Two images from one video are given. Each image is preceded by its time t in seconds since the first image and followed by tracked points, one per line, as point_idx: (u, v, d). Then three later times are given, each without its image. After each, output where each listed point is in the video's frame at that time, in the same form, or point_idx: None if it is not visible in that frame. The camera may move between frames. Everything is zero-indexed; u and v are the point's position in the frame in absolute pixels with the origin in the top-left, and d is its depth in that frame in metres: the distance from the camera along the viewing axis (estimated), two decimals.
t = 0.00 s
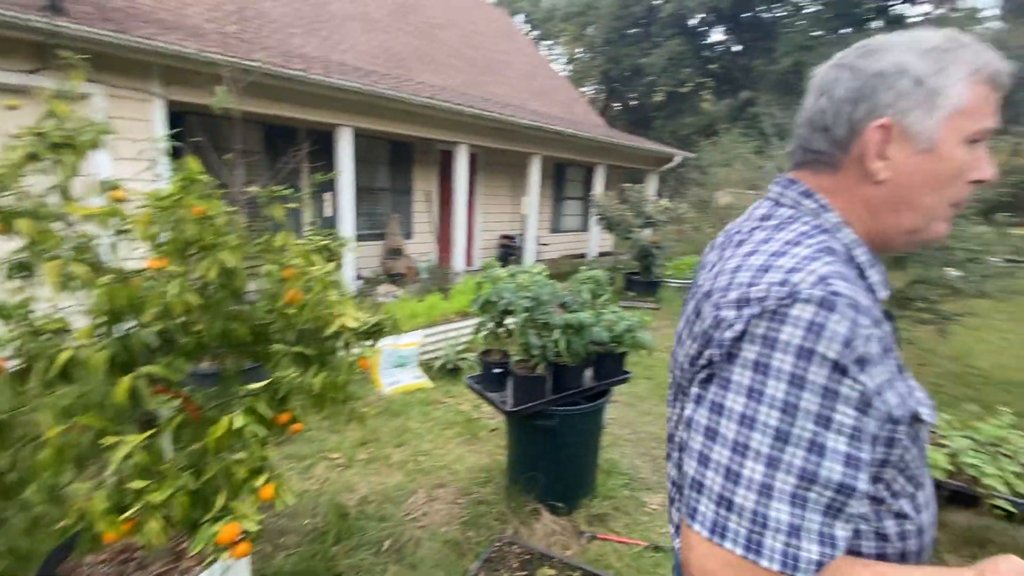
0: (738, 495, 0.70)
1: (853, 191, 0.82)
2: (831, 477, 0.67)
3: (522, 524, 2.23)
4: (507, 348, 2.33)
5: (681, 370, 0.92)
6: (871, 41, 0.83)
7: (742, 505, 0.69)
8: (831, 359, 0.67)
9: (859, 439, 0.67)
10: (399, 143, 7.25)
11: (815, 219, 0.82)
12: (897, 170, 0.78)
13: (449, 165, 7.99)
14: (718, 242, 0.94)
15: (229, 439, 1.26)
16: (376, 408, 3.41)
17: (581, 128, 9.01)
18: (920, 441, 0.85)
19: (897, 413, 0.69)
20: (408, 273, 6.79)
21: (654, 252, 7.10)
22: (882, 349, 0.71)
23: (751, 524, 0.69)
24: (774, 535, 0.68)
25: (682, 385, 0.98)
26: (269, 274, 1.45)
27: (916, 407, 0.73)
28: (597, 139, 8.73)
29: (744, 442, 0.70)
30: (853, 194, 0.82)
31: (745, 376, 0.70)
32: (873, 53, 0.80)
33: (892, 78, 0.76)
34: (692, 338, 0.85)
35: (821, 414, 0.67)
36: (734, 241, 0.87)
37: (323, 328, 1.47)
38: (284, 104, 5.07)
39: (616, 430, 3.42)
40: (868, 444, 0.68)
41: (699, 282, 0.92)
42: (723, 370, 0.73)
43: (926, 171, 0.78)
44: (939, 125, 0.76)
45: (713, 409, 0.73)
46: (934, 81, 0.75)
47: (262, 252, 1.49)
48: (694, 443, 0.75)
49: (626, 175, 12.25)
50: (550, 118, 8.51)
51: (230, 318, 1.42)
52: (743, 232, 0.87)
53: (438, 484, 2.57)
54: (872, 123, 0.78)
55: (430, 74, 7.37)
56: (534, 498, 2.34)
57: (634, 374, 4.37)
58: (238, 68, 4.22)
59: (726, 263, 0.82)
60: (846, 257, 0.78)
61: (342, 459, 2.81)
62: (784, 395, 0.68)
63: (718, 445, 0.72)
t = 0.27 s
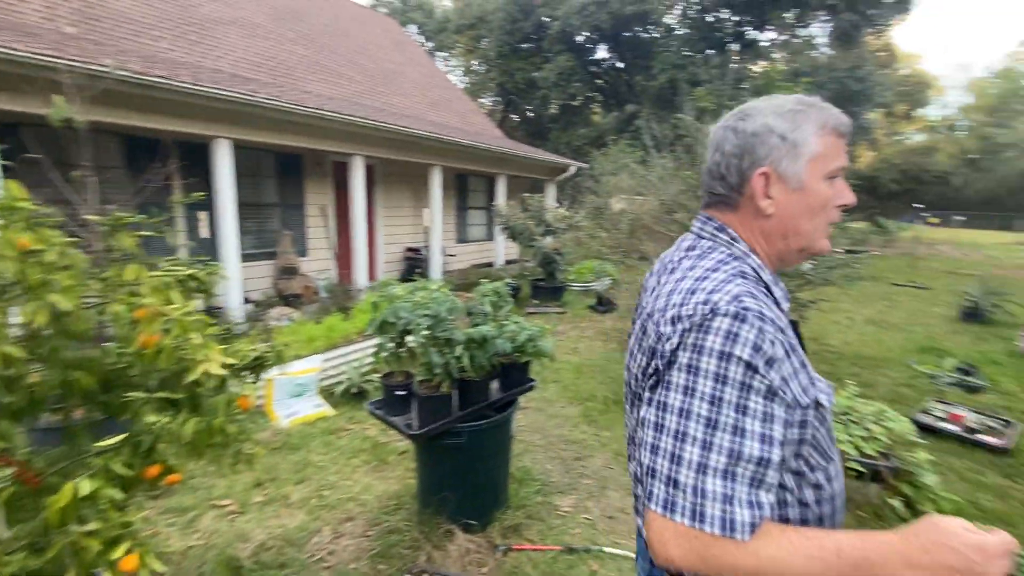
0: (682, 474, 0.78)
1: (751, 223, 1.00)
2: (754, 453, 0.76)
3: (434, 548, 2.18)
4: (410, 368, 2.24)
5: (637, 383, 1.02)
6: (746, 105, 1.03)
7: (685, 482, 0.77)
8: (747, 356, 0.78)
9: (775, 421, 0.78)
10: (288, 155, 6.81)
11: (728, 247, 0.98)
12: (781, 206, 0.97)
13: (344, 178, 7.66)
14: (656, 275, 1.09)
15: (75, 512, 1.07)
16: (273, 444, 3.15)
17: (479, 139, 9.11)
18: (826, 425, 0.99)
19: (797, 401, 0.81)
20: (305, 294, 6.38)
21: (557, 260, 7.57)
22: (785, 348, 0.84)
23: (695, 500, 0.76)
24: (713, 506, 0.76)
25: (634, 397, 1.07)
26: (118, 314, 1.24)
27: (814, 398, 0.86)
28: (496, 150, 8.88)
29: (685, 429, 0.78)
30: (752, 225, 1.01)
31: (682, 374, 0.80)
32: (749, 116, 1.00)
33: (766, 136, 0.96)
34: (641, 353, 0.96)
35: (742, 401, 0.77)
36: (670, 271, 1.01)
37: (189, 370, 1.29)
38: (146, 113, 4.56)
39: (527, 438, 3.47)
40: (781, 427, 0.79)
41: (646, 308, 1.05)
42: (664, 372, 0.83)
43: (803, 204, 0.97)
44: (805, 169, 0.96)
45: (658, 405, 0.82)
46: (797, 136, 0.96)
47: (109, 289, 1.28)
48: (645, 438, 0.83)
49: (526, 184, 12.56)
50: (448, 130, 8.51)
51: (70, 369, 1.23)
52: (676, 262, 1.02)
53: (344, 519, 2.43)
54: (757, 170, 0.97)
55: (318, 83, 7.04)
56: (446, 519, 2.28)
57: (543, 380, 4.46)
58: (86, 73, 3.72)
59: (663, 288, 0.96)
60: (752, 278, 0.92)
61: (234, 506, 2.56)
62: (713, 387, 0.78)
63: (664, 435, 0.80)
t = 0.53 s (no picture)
0: (681, 412, 0.91)
1: (701, 214, 1.13)
2: (730, 389, 0.93)
3: (358, 571, 2.09)
4: (318, 388, 2.12)
5: (608, 348, 1.14)
6: (688, 118, 1.16)
7: (684, 419, 0.90)
8: (722, 313, 0.93)
9: (741, 363, 0.95)
10: (175, 159, 6.17)
11: (686, 233, 1.10)
12: (723, 200, 1.11)
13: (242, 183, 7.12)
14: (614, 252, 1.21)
15: None
16: (169, 480, 2.85)
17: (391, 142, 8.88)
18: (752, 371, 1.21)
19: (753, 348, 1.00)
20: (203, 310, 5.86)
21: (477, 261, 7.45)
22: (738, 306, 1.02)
23: (693, 432, 0.90)
24: (706, 435, 0.90)
25: (603, 361, 1.19)
26: None
27: (756, 346, 1.06)
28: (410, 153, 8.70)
29: (678, 376, 0.91)
30: (701, 218, 1.13)
31: (674, 331, 0.93)
32: (693, 126, 1.13)
33: (709, 142, 1.09)
34: (617, 319, 1.07)
35: (721, 349, 0.92)
36: (632, 248, 1.14)
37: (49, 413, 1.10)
38: None
39: (451, 444, 3.42)
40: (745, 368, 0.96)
41: (610, 281, 1.16)
42: (654, 331, 0.95)
43: (740, 200, 1.11)
44: (740, 170, 1.10)
45: (652, 359, 0.94)
46: (733, 143, 1.10)
47: None
48: (641, 390, 0.94)
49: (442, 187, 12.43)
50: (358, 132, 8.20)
51: None
52: (636, 240, 1.15)
53: (256, 553, 2.26)
54: (705, 170, 1.10)
55: (209, 81, 6.50)
56: (369, 539, 2.19)
57: (466, 384, 4.42)
58: None
59: (633, 262, 1.08)
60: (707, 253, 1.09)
61: (124, 555, 2.28)
62: (699, 340, 0.92)
63: (660, 385, 0.92)
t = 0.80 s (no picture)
0: (636, 372, 0.98)
1: (652, 207, 1.20)
2: (677, 353, 1.02)
3: None
4: (236, 405, 2.02)
5: (564, 324, 1.19)
6: (649, 118, 1.22)
7: (638, 378, 0.97)
8: (669, 285, 1.02)
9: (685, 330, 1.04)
10: (63, 159, 5.52)
11: (637, 220, 1.16)
12: (673, 197, 1.19)
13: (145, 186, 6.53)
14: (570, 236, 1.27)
15: None
16: (67, 516, 2.57)
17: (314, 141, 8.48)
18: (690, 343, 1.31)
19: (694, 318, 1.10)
20: (104, 327, 5.32)
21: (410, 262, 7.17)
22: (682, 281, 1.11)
23: (646, 391, 0.98)
24: (658, 392, 0.98)
25: (559, 338, 1.24)
26: None
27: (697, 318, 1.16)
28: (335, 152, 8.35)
29: (633, 341, 0.99)
30: (652, 211, 1.20)
31: (628, 301, 1.00)
32: (654, 125, 1.19)
33: (666, 140, 1.16)
34: (574, 296, 1.13)
35: (670, 317, 1.00)
36: (586, 231, 1.21)
37: None
38: None
39: (388, 452, 3.33)
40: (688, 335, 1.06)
41: (566, 261, 1.22)
42: (611, 300, 1.02)
43: (688, 197, 1.20)
44: (690, 170, 1.18)
45: (609, 325, 1.01)
46: (686, 145, 1.18)
47: None
48: (599, 355, 1.00)
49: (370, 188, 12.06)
50: (277, 130, 7.76)
51: None
52: (591, 225, 1.22)
53: None
54: (660, 167, 1.17)
55: (102, 74, 5.90)
56: (299, 558, 2.08)
57: (401, 389, 4.32)
58: None
59: (589, 242, 1.15)
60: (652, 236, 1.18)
61: None
62: (651, 308, 1.00)
63: (617, 349, 0.99)
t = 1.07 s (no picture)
0: (589, 379, 0.97)
1: (597, 205, 1.25)
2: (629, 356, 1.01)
3: None
4: (148, 424, 1.87)
5: (523, 329, 1.18)
6: (595, 119, 1.29)
7: (592, 385, 0.97)
8: (619, 290, 1.00)
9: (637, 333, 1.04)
10: None
11: (586, 221, 1.22)
12: (616, 194, 1.24)
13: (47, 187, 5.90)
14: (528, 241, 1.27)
15: None
16: None
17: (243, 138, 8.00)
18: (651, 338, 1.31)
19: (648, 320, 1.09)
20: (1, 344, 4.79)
21: (348, 263, 6.93)
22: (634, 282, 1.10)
23: (600, 397, 0.97)
24: (611, 398, 0.97)
25: (521, 343, 1.23)
26: None
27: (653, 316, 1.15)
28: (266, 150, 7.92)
29: (585, 348, 0.98)
30: (597, 208, 1.26)
31: (579, 308, 0.99)
32: (595, 126, 1.25)
33: (604, 140, 1.22)
34: (530, 302, 1.12)
35: (621, 321, 1.00)
36: (541, 236, 1.20)
37: None
38: None
39: (327, 463, 3.19)
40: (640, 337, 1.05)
41: (522, 266, 1.21)
42: (563, 307, 1.00)
43: (631, 193, 1.24)
44: (631, 167, 1.23)
45: (562, 333, 1.00)
46: (626, 143, 1.22)
47: None
48: (554, 363, 1.00)
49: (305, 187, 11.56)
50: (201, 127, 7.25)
51: None
52: (545, 230, 1.22)
53: None
54: (599, 165, 1.23)
55: None
56: None
57: (341, 396, 4.16)
58: None
59: (542, 248, 1.14)
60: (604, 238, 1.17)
61: None
62: (601, 313, 0.99)
63: (570, 356, 0.98)
